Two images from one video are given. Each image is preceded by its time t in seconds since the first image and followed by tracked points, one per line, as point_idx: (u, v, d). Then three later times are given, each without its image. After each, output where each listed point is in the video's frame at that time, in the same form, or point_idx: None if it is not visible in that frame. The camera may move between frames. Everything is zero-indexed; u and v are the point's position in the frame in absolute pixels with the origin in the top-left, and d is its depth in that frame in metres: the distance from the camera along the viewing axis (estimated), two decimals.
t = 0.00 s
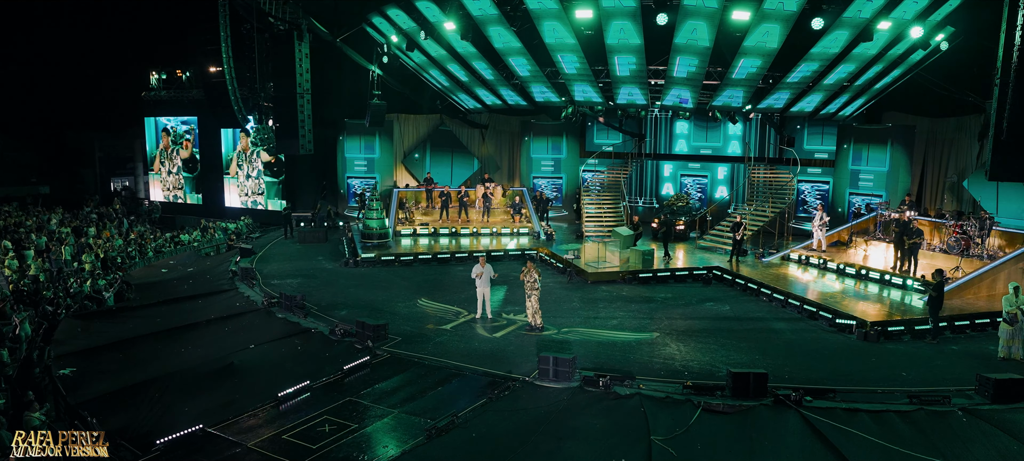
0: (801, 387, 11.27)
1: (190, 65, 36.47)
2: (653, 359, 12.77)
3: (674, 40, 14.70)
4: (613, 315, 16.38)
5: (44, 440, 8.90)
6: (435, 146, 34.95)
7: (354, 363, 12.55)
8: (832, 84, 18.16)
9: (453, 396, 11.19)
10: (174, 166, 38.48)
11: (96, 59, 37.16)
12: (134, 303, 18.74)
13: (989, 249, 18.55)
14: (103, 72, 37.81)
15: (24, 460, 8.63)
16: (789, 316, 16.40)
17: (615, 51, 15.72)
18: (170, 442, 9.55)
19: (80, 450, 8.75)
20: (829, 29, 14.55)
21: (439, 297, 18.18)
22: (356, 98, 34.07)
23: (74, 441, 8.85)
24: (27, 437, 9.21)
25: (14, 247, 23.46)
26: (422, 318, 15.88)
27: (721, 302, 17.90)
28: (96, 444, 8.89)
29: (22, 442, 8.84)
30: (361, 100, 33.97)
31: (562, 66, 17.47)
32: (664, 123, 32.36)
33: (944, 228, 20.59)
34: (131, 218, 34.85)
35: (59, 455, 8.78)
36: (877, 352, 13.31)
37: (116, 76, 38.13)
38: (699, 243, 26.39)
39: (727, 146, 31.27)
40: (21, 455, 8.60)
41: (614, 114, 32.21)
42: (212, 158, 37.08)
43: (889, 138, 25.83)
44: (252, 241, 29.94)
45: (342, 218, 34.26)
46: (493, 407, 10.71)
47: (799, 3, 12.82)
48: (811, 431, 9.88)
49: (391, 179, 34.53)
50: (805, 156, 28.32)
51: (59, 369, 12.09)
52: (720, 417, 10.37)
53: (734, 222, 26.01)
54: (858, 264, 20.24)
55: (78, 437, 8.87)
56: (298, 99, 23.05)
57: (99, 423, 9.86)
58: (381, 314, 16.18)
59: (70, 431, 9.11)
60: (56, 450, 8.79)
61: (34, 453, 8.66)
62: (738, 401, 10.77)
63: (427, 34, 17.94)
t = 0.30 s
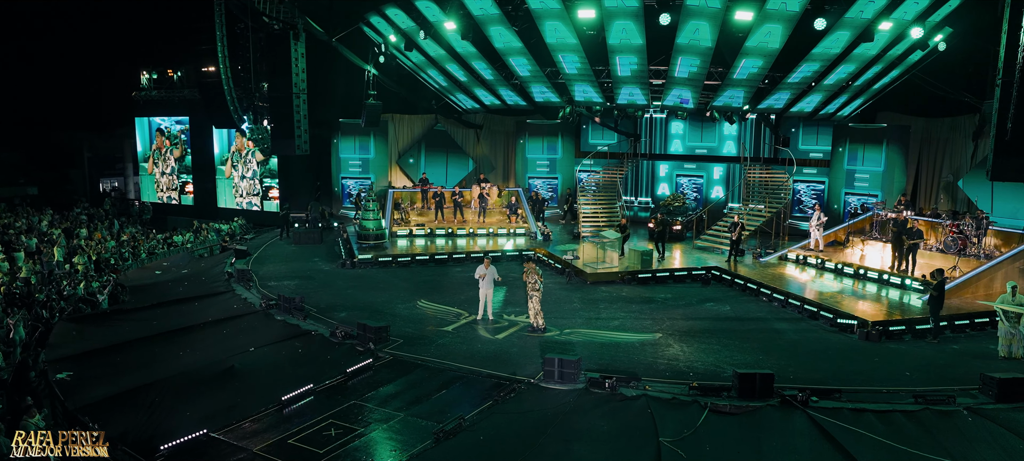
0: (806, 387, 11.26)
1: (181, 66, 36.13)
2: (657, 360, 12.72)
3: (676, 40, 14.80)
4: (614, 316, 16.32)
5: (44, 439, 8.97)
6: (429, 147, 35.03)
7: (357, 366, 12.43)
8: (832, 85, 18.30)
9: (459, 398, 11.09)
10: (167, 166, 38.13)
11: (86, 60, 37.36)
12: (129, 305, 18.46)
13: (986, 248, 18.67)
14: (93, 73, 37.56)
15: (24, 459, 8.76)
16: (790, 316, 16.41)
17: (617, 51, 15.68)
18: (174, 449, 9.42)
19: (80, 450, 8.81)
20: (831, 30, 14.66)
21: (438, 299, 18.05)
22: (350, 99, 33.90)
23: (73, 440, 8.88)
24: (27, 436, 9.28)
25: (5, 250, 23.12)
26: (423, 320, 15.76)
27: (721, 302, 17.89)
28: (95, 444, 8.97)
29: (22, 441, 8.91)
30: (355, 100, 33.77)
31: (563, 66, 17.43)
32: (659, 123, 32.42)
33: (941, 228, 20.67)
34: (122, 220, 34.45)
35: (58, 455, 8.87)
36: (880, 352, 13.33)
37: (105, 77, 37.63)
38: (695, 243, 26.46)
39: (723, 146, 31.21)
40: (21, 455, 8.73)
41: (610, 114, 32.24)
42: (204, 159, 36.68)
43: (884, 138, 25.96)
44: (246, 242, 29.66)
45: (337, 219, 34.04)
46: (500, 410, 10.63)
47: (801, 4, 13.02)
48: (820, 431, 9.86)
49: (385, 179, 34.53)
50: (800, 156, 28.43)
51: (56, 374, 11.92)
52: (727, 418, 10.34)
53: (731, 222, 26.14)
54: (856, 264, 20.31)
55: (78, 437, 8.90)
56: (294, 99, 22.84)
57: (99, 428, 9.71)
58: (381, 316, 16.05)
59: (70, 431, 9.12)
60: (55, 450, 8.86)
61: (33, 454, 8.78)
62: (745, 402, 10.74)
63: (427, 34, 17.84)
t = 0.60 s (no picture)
0: (812, 387, 11.26)
1: (173, 66, 35.82)
2: (660, 361, 12.72)
3: (678, 40, 15.13)
4: (616, 317, 16.27)
5: (45, 439, 8.94)
6: (423, 147, 34.67)
7: (359, 368, 12.33)
8: (832, 85, 18.58)
9: (464, 400, 11.06)
10: (158, 166, 37.82)
11: (72, 60, 36.54)
12: (123, 308, 18.17)
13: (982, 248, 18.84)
14: (80, 73, 36.98)
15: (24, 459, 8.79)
16: (790, 316, 16.43)
17: (618, 51, 15.73)
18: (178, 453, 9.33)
19: (79, 451, 8.70)
20: (833, 32, 14.91)
21: (438, 300, 17.93)
22: (344, 99, 33.61)
23: (73, 441, 8.78)
24: (28, 436, 9.28)
25: None
26: (423, 321, 15.65)
27: (721, 302, 17.89)
28: (96, 445, 8.81)
29: (23, 441, 8.95)
30: (350, 100, 33.58)
31: (563, 66, 17.43)
32: (654, 124, 32.48)
33: (938, 228, 20.79)
34: (112, 222, 34.03)
35: (58, 456, 8.83)
36: (882, 352, 13.37)
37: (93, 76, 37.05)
38: (692, 244, 26.48)
39: (718, 146, 31.39)
40: (21, 455, 8.74)
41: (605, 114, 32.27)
42: (196, 160, 36.36)
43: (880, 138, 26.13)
44: (240, 243, 29.37)
45: (331, 220, 33.75)
46: (505, 412, 10.56)
47: (803, 5, 13.30)
48: (827, 432, 9.86)
49: (380, 180, 34.25)
50: (795, 156, 28.54)
51: (54, 379, 11.70)
52: (734, 419, 10.31)
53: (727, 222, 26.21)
54: (853, 263, 20.38)
55: (78, 438, 8.78)
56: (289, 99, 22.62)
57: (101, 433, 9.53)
58: (381, 317, 15.93)
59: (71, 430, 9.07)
60: (55, 450, 8.85)
61: (33, 453, 8.78)
62: (751, 403, 10.73)
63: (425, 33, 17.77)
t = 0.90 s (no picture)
0: (817, 387, 11.26)
1: (164, 66, 35.49)
2: (664, 362, 12.70)
3: (681, 40, 15.49)
4: (617, 318, 16.24)
5: (45, 439, 9.02)
6: (418, 147, 34.54)
7: (362, 371, 12.21)
8: (830, 85, 18.94)
9: (469, 403, 11.00)
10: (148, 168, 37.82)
11: (60, 59, 36.03)
12: (118, 310, 17.92)
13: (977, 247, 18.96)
14: (69, 73, 36.43)
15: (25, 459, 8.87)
16: (790, 316, 16.47)
17: (619, 51, 15.91)
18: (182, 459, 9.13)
19: (79, 450, 8.80)
20: (833, 33, 15.27)
21: (437, 301, 17.84)
22: (338, 99, 33.35)
23: (73, 441, 8.87)
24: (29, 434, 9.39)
25: None
26: (424, 323, 15.56)
27: (720, 302, 17.92)
28: (96, 444, 8.90)
29: (23, 441, 9.00)
30: (344, 100, 33.38)
31: (563, 66, 17.48)
32: (648, 124, 32.53)
33: (933, 227, 20.92)
34: (102, 223, 33.59)
35: (58, 455, 8.88)
36: (884, 351, 13.43)
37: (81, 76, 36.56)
38: (689, 244, 26.56)
39: (712, 146, 31.47)
40: (22, 455, 8.87)
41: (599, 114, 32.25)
42: (188, 160, 36.01)
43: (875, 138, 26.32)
44: (233, 245, 29.07)
45: (326, 220, 33.48)
46: (511, 415, 10.48)
47: (805, 6, 13.63)
48: (834, 432, 9.84)
49: (374, 181, 33.91)
50: (789, 156, 28.63)
51: (51, 384, 11.52)
52: (740, 420, 10.27)
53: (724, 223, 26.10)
54: (850, 263, 20.49)
55: (78, 437, 8.88)
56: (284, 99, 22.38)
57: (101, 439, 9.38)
58: (381, 319, 15.81)
59: (71, 430, 9.13)
60: (55, 450, 8.90)
61: (34, 454, 8.87)
62: (757, 403, 10.70)
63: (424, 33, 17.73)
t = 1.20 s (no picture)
0: (821, 387, 11.29)
1: (154, 66, 35.05)
2: (667, 362, 12.70)
3: (681, 40, 15.55)
4: (618, 318, 16.23)
5: (45, 440, 9.03)
6: (412, 147, 34.56)
7: (364, 374, 12.12)
8: (829, 86, 19.10)
9: (474, 405, 10.93)
10: (138, 168, 37.59)
11: (44, 60, 35.02)
12: (113, 313, 17.67)
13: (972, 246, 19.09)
14: (53, 73, 35.52)
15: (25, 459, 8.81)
16: (789, 316, 16.52)
17: (619, 52, 15.94)
18: None
19: (79, 450, 8.92)
20: (833, 34, 15.41)
21: (436, 302, 17.75)
22: (331, 99, 33.12)
23: (74, 441, 8.98)
24: (27, 436, 9.33)
25: None
26: (424, 325, 15.46)
27: (720, 302, 17.95)
28: (95, 444, 9.00)
29: (22, 441, 8.95)
30: (338, 100, 33.17)
31: (563, 66, 17.48)
32: (643, 123, 32.54)
33: (928, 227, 21.09)
34: (92, 225, 33.15)
35: (59, 455, 8.92)
36: (884, 350, 13.50)
37: (67, 76, 35.75)
38: (684, 244, 26.63)
39: (706, 146, 31.51)
40: (22, 455, 8.79)
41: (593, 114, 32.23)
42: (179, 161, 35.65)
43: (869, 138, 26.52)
44: (227, 246, 28.80)
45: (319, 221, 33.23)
46: (517, 417, 10.41)
47: (806, 6, 13.68)
48: (840, 432, 9.84)
49: (368, 181, 33.80)
50: (783, 156, 28.76)
51: (48, 388, 11.35)
52: (746, 421, 10.26)
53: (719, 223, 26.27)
54: (847, 263, 20.58)
55: (78, 438, 8.98)
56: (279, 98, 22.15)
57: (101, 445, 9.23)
58: (381, 321, 15.71)
59: (71, 430, 9.18)
60: (56, 450, 8.93)
61: (34, 454, 8.85)
62: (762, 403, 10.70)
63: (422, 32, 17.62)
